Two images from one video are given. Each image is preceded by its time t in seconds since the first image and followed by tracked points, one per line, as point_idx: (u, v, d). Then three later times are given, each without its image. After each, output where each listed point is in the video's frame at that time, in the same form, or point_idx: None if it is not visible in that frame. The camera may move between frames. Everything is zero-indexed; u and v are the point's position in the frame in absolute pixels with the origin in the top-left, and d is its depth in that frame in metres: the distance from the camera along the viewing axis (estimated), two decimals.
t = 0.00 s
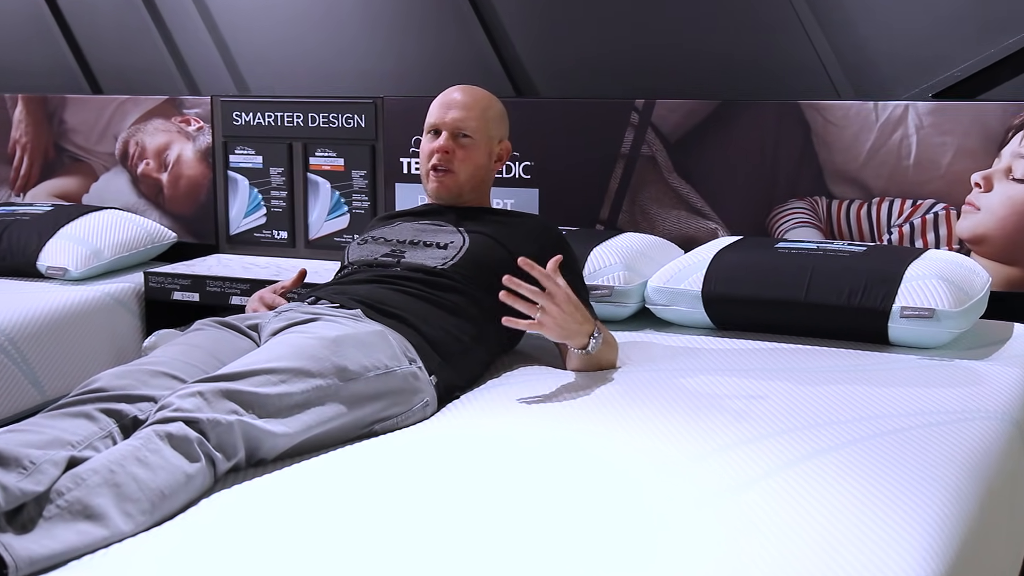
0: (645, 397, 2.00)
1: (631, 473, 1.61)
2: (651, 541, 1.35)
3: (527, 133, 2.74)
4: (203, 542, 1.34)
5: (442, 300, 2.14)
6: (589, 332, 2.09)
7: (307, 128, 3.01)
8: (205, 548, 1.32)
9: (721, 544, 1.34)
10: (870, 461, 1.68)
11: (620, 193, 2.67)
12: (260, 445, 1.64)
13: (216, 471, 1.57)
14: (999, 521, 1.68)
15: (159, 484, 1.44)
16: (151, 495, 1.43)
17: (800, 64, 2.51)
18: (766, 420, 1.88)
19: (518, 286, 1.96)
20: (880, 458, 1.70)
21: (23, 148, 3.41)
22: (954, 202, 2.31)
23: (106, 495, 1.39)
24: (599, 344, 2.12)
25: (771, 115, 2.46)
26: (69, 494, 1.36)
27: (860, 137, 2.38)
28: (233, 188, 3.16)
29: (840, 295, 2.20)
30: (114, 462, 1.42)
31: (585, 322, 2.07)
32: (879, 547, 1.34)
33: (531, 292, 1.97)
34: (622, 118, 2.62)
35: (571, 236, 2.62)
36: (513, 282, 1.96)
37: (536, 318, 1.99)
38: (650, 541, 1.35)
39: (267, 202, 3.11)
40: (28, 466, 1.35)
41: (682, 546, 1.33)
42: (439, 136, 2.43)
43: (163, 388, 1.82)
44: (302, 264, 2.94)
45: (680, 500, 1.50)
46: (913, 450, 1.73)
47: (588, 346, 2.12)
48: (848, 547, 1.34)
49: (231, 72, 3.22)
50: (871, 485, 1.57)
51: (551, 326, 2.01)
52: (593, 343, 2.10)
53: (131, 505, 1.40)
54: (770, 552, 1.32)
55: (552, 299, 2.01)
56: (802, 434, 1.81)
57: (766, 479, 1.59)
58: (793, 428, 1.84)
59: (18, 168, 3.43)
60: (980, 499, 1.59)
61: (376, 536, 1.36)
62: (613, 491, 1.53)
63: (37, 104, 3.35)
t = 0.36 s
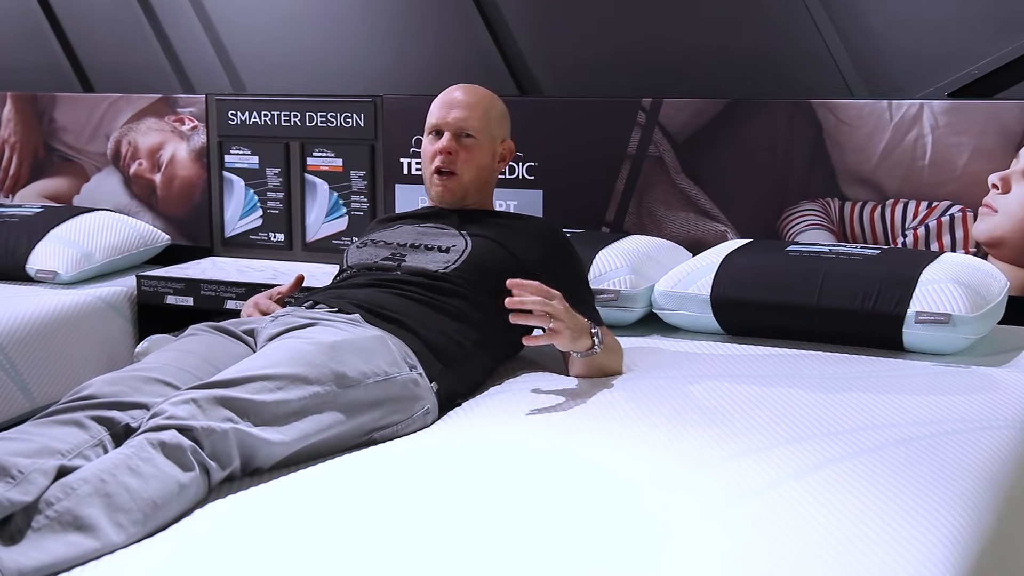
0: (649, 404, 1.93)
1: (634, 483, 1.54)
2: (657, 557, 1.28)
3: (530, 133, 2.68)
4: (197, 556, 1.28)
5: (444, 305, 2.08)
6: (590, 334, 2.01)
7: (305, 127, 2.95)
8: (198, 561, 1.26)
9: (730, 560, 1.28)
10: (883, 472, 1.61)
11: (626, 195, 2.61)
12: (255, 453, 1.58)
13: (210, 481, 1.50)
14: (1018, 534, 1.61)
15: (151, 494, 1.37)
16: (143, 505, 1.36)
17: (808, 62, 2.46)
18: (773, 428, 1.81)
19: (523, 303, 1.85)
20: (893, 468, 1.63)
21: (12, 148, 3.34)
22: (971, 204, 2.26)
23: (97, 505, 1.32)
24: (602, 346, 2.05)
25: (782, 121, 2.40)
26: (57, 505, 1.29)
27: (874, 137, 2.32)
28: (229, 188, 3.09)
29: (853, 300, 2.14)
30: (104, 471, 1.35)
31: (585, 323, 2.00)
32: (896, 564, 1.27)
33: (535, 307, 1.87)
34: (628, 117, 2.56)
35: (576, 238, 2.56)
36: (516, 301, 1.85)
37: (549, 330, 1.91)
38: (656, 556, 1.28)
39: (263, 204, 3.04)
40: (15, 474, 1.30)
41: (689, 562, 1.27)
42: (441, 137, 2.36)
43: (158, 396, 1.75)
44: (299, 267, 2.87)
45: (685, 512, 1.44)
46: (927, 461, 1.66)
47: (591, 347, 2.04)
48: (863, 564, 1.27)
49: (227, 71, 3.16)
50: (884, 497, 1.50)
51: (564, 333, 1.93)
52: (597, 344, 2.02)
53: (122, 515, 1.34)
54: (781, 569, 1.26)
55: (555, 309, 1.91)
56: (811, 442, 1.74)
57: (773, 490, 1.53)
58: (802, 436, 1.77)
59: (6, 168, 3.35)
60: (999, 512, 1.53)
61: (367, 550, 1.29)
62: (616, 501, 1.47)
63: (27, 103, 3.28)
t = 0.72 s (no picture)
0: (652, 408, 1.89)
1: (634, 489, 1.50)
2: (660, 567, 1.24)
3: (532, 132, 2.64)
4: (193, 564, 1.23)
5: (444, 307, 2.03)
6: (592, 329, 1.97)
7: (302, 126, 2.90)
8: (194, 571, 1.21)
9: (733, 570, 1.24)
10: (890, 479, 1.56)
11: (629, 195, 2.57)
12: (251, 459, 1.53)
13: (205, 488, 1.46)
14: None
15: (145, 501, 1.33)
16: (137, 512, 1.32)
17: (814, 60, 2.42)
18: (778, 433, 1.76)
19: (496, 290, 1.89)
20: (900, 475, 1.58)
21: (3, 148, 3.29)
22: (981, 205, 2.23)
23: (90, 513, 1.28)
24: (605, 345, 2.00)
25: (789, 109, 2.38)
26: (49, 513, 1.26)
27: (882, 136, 2.30)
28: (224, 189, 3.05)
29: (861, 303, 2.10)
30: (97, 477, 1.31)
31: (584, 317, 1.95)
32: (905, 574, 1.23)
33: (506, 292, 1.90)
34: (631, 117, 2.52)
35: (578, 240, 2.52)
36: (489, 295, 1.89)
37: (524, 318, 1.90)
38: (659, 566, 1.24)
39: (259, 205, 3.00)
40: (6, 481, 1.27)
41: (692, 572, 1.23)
42: (445, 137, 2.31)
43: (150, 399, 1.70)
44: (296, 269, 2.83)
45: (685, 519, 1.39)
46: (933, 467, 1.62)
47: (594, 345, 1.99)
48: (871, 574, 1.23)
49: (222, 69, 3.12)
50: (892, 505, 1.46)
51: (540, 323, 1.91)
52: (598, 341, 1.98)
53: (115, 522, 1.30)
54: None
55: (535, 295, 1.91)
56: (815, 447, 1.70)
57: (776, 497, 1.48)
58: (807, 441, 1.73)
59: None
60: (1009, 519, 1.49)
61: (367, 562, 1.24)
62: (616, 509, 1.43)
63: (18, 102, 3.23)
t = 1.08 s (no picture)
0: (652, 411, 1.83)
1: (632, 495, 1.45)
2: None
3: (531, 129, 2.58)
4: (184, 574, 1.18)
5: (443, 309, 1.98)
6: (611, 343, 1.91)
7: (296, 122, 2.85)
8: None
9: None
10: (895, 485, 1.51)
11: (633, 193, 2.52)
12: (244, 464, 1.48)
13: (197, 493, 1.41)
14: None
15: (135, 507, 1.29)
16: (127, 518, 1.27)
17: (819, 54, 2.38)
18: (780, 436, 1.71)
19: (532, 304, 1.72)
20: (904, 482, 1.53)
21: None
22: (994, 203, 2.19)
23: (79, 519, 1.23)
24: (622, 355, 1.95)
25: (796, 104, 2.33)
26: (36, 519, 1.20)
27: (892, 133, 2.26)
28: (216, 186, 2.99)
29: (871, 303, 2.04)
30: (86, 482, 1.26)
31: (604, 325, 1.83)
32: None
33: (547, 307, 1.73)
34: (635, 113, 2.47)
35: (578, 239, 2.47)
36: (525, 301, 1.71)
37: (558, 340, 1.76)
38: None
39: (252, 203, 2.94)
40: None
41: None
42: (456, 132, 2.25)
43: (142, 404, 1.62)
44: (289, 269, 2.77)
45: (681, 528, 1.34)
46: (944, 473, 1.57)
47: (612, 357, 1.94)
48: None
49: (214, 64, 3.06)
50: (896, 514, 1.40)
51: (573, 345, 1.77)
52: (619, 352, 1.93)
53: (105, 529, 1.25)
54: None
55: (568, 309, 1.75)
56: (823, 451, 1.65)
57: (776, 505, 1.43)
58: (809, 445, 1.67)
59: None
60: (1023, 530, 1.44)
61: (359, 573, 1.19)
62: (612, 516, 1.37)
63: (5, 99, 3.18)
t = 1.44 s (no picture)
0: (650, 411, 1.80)
1: (629, 497, 1.42)
2: None
3: (528, 124, 2.56)
4: None
5: (440, 307, 1.94)
6: (590, 357, 1.84)
7: (292, 118, 2.82)
8: None
9: None
10: (897, 486, 1.48)
11: (633, 190, 2.49)
12: (239, 465, 1.45)
13: (190, 495, 1.38)
14: None
15: (128, 508, 1.25)
16: (119, 520, 1.24)
17: (820, 48, 2.35)
18: (779, 437, 1.68)
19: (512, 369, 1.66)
20: (907, 483, 1.49)
21: None
22: (999, 200, 2.17)
23: (71, 521, 1.20)
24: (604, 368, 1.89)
25: (800, 99, 2.30)
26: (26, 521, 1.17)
27: (897, 129, 2.23)
28: (210, 183, 2.95)
29: (873, 301, 2.01)
30: (77, 484, 1.23)
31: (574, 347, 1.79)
32: None
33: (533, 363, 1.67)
34: (635, 108, 2.44)
35: (576, 237, 2.44)
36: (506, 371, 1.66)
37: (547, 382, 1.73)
38: None
39: (246, 200, 2.91)
40: None
41: None
42: (452, 131, 2.20)
43: (133, 403, 1.58)
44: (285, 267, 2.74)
45: (677, 531, 1.31)
46: (948, 473, 1.54)
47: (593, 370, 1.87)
48: None
49: (207, 58, 3.03)
50: (898, 517, 1.37)
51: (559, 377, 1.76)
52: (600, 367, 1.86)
53: (97, 531, 1.22)
54: None
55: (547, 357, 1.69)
56: (825, 451, 1.62)
57: (775, 506, 1.40)
58: (809, 445, 1.64)
59: None
60: None
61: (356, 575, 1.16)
62: (609, 518, 1.34)
63: None
